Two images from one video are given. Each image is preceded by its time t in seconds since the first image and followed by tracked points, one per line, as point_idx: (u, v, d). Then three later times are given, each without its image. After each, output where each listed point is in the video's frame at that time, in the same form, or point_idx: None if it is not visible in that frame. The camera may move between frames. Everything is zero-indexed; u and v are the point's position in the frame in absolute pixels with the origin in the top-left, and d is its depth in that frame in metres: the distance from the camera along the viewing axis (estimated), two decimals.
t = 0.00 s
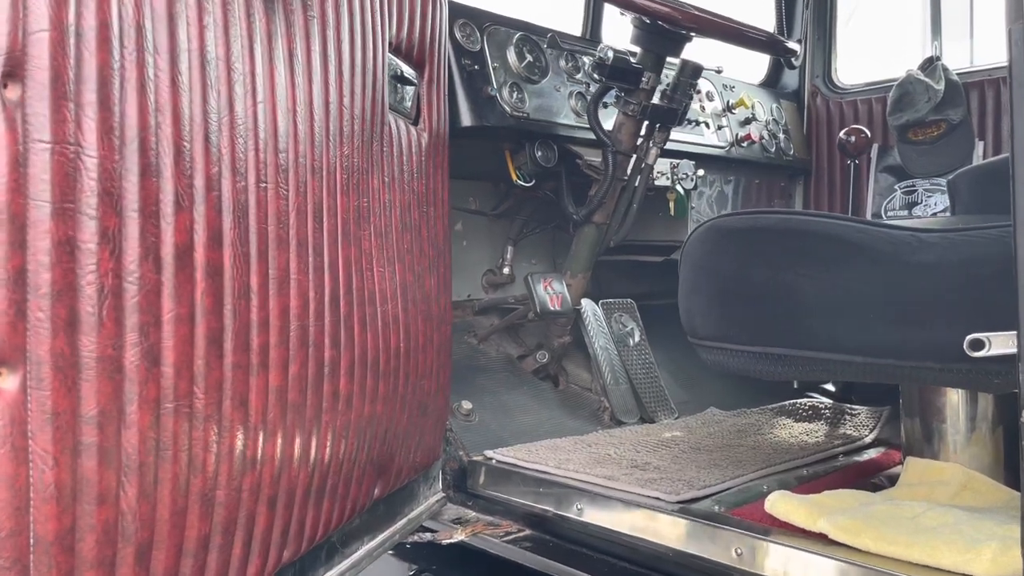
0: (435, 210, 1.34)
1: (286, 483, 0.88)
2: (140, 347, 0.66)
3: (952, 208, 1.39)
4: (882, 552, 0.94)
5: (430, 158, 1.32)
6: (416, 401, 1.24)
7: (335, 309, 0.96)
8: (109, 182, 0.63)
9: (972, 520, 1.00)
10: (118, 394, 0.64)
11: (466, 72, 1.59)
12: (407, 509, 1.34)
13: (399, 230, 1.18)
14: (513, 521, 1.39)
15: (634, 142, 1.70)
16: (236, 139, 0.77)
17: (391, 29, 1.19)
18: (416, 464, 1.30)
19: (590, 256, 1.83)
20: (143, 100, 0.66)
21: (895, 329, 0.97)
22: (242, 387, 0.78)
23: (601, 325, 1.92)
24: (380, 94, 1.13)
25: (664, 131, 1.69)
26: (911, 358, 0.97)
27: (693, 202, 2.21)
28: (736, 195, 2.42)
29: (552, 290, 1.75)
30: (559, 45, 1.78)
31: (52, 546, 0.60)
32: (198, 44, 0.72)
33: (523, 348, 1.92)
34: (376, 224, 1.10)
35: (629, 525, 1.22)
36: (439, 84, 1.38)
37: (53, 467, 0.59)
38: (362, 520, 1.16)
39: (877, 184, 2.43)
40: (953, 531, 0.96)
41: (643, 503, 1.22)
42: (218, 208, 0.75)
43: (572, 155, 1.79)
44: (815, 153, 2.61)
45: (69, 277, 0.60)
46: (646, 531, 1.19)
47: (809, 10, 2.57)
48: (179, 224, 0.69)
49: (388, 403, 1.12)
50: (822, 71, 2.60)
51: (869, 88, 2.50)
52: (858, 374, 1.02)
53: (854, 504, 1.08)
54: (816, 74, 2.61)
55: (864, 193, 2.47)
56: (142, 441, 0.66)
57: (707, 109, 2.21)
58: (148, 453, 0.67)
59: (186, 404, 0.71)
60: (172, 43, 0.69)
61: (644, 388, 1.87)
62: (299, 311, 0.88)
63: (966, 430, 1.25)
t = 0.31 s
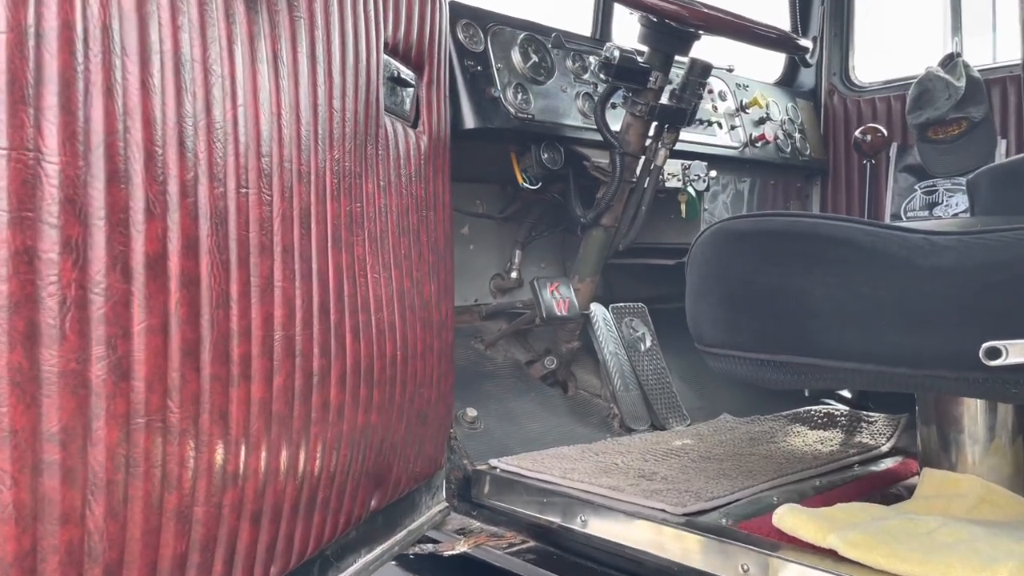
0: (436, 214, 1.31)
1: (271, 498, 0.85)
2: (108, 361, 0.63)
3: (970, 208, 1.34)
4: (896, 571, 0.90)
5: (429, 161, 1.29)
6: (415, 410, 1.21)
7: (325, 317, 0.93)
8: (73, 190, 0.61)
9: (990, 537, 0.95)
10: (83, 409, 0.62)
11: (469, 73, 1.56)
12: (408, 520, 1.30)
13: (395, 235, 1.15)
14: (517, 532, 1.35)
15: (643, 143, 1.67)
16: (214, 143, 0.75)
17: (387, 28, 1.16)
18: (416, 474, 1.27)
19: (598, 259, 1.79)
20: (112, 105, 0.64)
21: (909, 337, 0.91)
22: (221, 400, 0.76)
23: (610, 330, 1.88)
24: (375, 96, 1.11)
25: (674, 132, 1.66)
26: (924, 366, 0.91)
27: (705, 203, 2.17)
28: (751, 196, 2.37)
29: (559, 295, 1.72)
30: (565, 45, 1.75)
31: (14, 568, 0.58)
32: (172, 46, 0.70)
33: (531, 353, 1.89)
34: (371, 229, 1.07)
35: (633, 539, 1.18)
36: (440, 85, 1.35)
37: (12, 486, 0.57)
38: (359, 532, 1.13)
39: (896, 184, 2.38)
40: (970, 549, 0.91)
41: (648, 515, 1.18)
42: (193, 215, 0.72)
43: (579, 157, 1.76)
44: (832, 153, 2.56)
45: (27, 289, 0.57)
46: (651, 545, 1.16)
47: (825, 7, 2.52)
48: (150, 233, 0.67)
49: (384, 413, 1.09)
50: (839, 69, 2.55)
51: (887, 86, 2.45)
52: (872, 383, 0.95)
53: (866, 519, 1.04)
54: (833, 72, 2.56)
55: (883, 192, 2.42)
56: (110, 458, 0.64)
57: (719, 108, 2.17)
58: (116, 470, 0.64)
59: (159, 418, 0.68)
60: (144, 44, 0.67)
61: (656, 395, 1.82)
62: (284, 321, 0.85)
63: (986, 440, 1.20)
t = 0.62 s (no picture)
0: (439, 219, 1.29)
1: (261, 512, 0.83)
2: (81, 375, 0.62)
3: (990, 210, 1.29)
4: None
5: (431, 166, 1.27)
6: (416, 418, 1.19)
7: (320, 325, 0.92)
8: (44, 201, 0.59)
9: (1009, 553, 0.91)
10: (55, 425, 0.60)
11: (474, 75, 1.54)
12: (411, 530, 1.28)
13: (394, 241, 1.13)
14: (522, 543, 1.32)
15: (651, 145, 1.64)
16: (196, 150, 0.73)
17: (385, 30, 1.14)
18: (418, 484, 1.24)
19: (608, 264, 1.76)
20: (87, 113, 0.62)
21: (922, 346, 0.85)
22: (206, 413, 0.74)
23: (621, 336, 1.85)
24: (372, 100, 1.09)
25: (683, 134, 1.63)
26: (939, 375, 0.84)
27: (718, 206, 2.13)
28: (767, 198, 2.34)
29: (566, 301, 1.70)
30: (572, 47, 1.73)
31: None
32: (152, 52, 0.69)
33: (541, 359, 1.87)
34: (369, 235, 1.06)
35: (638, 552, 1.15)
36: (442, 89, 1.33)
37: None
38: (359, 543, 1.12)
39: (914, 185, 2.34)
40: (986, 566, 0.87)
41: (653, 528, 1.16)
42: (174, 224, 0.70)
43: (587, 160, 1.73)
44: (849, 153, 2.51)
45: None
46: (657, 558, 1.13)
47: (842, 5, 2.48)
48: (128, 243, 0.65)
49: (381, 423, 1.07)
50: (856, 68, 2.51)
51: (907, 85, 2.41)
52: (888, 392, 0.88)
53: (879, 534, 1.00)
54: (850, 71, 2.52)
55: (902, 194, 2.38)
56: (85, 474, 0.62)
57: (732, 109, 2.13)
58: (92, 488, 0.63)
59: (138, 433, 0.67)
60: (120, 49, 0.66)
61: (668, 402, 1.79)
62: (273, 330, 0.83)
63: (1005, 450, 1.16)
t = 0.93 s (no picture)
0: (441, 224, 1.27)
1: (249, 523, 0.82)
2: (57, 388, 0.61)
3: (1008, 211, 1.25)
4: None
5: (432, 172, 1.25)
6: (416, 426, 1.17)
7: (314, 333, 0.91)
8: (16, 211, 0.58)
9: None
10: (28, 437, 0.59)
11: (478, 79, 1.54)
12: (414, 540, 1.27)
13: (392, 248, 1.11)
14: (527, 553, 1.30)
15: (660, 148, 1.62)
16: (180, 157, 0.72)
17: (382, 34, 1.12)
18: (419, 493, 1.22)
19: (617, 268, 1.74)
20: (62, 120, 0.62)
21: (933, 353, 0.78)
22: (191, 424, 0.73)
23: (632, 341, 1.82)
24: (369, 104, 1.07)
25: (692, 136, 1.60)
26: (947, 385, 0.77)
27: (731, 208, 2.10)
28: (783, 200, 2.30)
29: (574, 306, 1.67)
30: (578, 50, 1.71)
31: None
32: (133, 60, 0.68)
33: (550, 365, 1.85)
34: (367, 241, 1.04)
35: (643, 563, 1.13)
36: (444, 93, 1.31)
37: None
38: (358, 553, 1.10)
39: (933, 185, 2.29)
40: None
41: (658, 539, 1.13)
42: (155, 232, 0.69)
43: (595, 163, 1.71)
44: (866, 153, 2.47)
45: None
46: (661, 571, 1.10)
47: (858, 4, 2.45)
48: (106, 253, 0.64)
49: (378, 432, 1.05)
50: (873, 67, 2.47)
51: (926, 84, 2.37)
52: (896, 401, 0.81)
53: (889, 548, 0.96)
54: (868, 70, 2.48)
55: (920, 195, 2.34)
56: (60, 488, 0.62)
57: (745, 110, 2.10)
58: (68, 501, 0.62)
59: (116, 446, 0.65)
60: (98, 55, 0.65)
61: (680, 408, 1.76)
62: (262, 339, 0.82)
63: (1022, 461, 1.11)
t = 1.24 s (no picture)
0: (449, 232, 1.26)
1: (246, 535, 0.81)
2: (42, 400, 0.60)
3: None
4: None
5: (440, 179, 1.24)
6: (423, 435, 1.16)
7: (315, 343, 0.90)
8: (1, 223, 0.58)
9: None
10: (14, 452, 0.59)
11: (489, 85, 1.51)
12: (423, 550, 1.25)
13: (397, 256, 1.09)
14: (538, 564, 1.28)
15: (674, 152, 1.59)
16: (173, 167, 0.72)
17: (388, 41, 1.11)
18: (427, 503, 1.21)
19: (632, 274, 1.72)
20: (49, 129, 0.61)
21: (949, 362, 0.74)
22: (184, 436, 0.72)
23: (647, 348, 1.79)
24: (375, 111, 1.06)
25: (707, 140, 1.58)
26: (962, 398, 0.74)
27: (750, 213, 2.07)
28: (803, 204, 2.26)
29: (588, 313, 1.66)
30: (591, 54, 1.69)
31: None
32: (124, 69, 0.67)
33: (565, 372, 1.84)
34: (372, 249, 1.04)
35: None
36: (452, 99, 1.30)
37: None
38: (363, 564, 1.09)
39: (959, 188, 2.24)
40: None
41: (669, 552, 1.11)
42: (147, 242, 0.69)
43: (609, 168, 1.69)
44: (890, 155, 2.43)
45: None
46: None
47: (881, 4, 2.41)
48: (94, 264, 0.64)
49: (383, 441, 1.04)
50: (897, 68, 2.43)
51: (951, 85, 2.33)
52: (913, 412, 0.78)
53: (905, 563, 0.93)
54: (891, 72, 2.44)
55: (946, 197, 2.29)
56: (47, 501, 0.61)
57: (764, 114, 2.07)
58: (55, 515, 0.62)
59: (105, 459, 0.65)
60: (86, 66, 0.64)
61: (697, 416, 1.73)
62: (259, 350, 0.81)
63: None
